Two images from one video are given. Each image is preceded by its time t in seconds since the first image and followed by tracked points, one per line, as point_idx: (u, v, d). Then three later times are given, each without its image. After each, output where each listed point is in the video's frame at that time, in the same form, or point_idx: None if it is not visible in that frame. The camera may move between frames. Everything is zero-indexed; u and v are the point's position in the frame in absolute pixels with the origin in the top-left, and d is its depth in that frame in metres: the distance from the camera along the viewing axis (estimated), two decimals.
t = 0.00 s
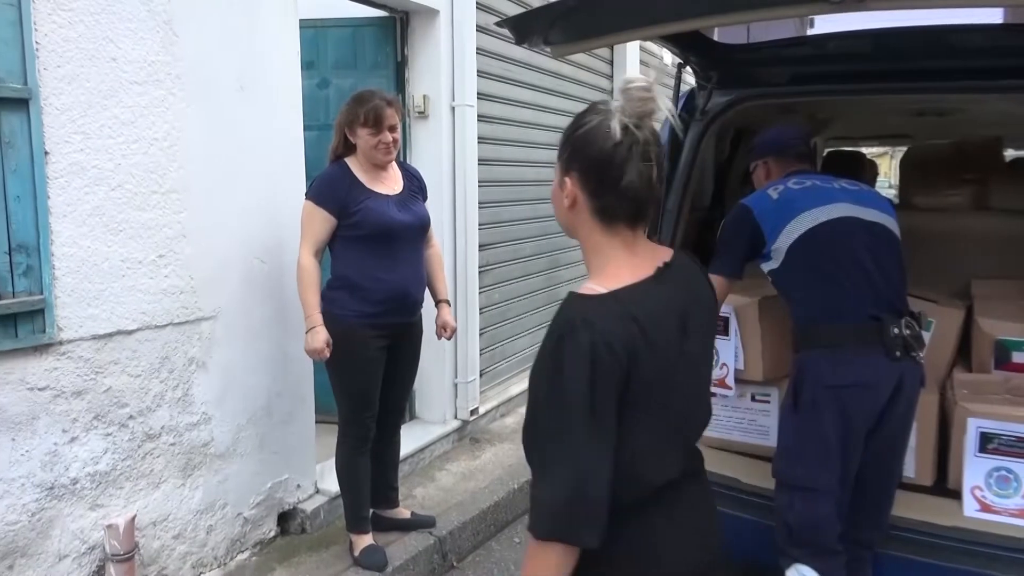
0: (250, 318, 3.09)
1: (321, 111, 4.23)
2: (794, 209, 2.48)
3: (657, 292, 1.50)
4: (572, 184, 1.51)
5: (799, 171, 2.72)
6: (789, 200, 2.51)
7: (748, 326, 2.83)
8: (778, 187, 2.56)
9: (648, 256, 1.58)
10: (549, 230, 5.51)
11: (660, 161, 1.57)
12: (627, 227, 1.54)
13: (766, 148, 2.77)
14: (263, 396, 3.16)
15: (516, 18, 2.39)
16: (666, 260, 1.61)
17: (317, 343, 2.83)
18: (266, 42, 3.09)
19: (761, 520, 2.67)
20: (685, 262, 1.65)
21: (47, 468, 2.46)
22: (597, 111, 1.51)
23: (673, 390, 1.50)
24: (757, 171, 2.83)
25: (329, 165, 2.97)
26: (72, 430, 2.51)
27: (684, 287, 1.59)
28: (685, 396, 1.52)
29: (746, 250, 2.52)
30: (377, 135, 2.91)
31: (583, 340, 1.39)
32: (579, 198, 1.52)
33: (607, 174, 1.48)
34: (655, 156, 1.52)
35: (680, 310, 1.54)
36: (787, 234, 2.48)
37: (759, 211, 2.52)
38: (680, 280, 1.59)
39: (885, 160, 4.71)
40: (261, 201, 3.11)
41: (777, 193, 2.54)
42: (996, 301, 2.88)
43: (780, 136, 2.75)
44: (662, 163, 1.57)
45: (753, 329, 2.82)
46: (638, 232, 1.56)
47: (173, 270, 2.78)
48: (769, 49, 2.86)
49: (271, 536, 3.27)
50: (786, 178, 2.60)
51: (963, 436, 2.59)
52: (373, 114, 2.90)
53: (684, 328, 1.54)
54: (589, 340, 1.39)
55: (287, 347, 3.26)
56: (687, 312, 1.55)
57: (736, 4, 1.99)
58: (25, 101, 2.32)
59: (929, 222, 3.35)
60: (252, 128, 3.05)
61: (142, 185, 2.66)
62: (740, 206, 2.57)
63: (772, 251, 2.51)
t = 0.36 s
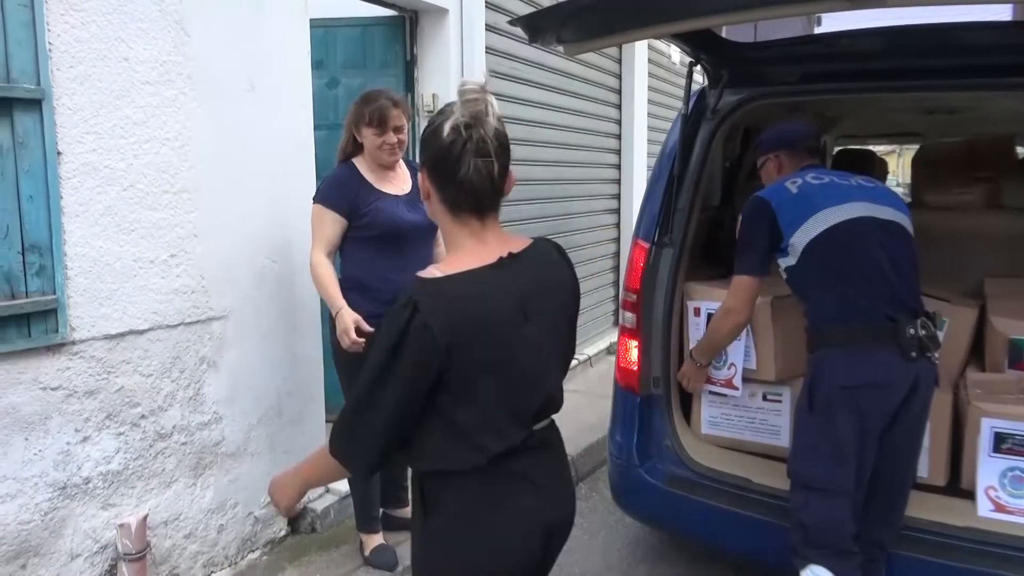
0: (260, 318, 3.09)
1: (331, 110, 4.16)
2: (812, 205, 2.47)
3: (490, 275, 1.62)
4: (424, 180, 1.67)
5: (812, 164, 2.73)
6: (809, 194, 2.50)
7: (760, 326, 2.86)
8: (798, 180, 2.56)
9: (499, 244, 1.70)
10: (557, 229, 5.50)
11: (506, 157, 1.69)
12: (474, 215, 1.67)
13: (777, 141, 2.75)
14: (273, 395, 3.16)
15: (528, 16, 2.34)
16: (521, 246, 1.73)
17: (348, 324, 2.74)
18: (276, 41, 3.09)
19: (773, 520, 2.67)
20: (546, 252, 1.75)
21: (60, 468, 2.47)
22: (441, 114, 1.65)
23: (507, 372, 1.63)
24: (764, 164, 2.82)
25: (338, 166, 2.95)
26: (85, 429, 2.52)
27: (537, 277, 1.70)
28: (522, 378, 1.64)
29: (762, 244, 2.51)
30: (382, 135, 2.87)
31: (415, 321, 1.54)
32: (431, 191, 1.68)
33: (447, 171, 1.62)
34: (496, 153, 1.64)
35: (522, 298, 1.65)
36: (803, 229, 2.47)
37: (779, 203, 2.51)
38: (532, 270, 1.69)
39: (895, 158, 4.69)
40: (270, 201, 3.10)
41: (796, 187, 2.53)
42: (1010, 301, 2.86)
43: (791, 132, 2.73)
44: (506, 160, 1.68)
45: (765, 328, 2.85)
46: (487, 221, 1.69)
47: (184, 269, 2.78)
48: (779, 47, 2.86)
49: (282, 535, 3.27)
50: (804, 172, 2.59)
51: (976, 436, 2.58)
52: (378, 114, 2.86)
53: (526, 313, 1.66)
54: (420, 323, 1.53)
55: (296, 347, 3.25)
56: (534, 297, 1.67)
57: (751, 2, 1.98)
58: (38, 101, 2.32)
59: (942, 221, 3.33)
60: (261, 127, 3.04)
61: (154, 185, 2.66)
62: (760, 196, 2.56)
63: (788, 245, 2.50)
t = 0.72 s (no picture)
0: (263, 314, 3.08)
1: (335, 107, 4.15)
2: (825, 202, 2.47)
3: (376, 254, 1.76)
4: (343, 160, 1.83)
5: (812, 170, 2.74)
6: (822, 192, 2.49)
7: (763, 323, 2.87)
8: (809, 180, 2.56)
9: (401, 228, 1.84)
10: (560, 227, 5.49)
11: (419, 152, 1.83)
12: (381, 198, 1.81)
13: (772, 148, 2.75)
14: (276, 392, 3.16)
15: (535, 11, 2.34)
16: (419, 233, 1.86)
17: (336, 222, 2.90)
18: (281, 37, 3.08)
19: (777, 518, 2.66)
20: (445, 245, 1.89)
21: (64, 464, 2.47)
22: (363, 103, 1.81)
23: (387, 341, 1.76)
24: (760, 173, 2.81)
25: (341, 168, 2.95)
26: (89, 425, 2.52)
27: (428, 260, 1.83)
28: (405, 350, 1.78)
29: (775, 240, 2.51)
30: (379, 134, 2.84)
31: (298, 288, 1.70)
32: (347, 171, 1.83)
33: (361, 153, 1.78)
34: (406, 145, 1.79)
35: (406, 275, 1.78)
36: (817, 225, 2.45)
37: (791, 201, 2.52)
38: (422, 254, 1.83)
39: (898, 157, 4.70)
40: (275, 197, 3.10)
41: (810, 185, 2.53)
42: (1016, 301, 2.85)
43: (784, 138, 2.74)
44: (419, 155, 1.82)
45: (769, 324, 2.86)
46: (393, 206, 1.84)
47: (189, 265, 2.78)
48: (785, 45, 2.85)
49: (285, 532, 3.27)
50: (814, 174, 2.61)
51: (982, 436, 2.57)
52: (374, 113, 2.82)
53: (409, 289, 1.79)
54: (302, 289, 1.69)
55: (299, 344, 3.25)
56: (419, 277, 1.81)
57: None
58: (43, 97, 2.32)
59: (948, 220, 3.31)
60: (267, 123, 3.04)
61: (158, 180, 2.66)
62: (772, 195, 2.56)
63: (800, 243, 2.49)
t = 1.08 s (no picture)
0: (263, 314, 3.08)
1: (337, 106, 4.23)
2: (825, 202, 2.45)
3: (275, 244, 1.97)
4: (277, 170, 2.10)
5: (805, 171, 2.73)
6: (821, 192, 2.48)
7: (763, 319, 2.85)
8: (806, 180, 2.54)
9: (319, 221, 2.03)
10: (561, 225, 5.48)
11: (336, 156, 2.03)
12: (300, 194, 2.03)
13: (769, 148, 2.74)
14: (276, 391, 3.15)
15: (535, 10, 2.31)
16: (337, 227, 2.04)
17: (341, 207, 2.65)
18: (280, 36, 3.07)
19: (778, 517, 2.66)
20: (367, 238, 2.02)
21: (64, 463, 2.47)
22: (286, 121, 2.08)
23: (280, 318, 1.98)
24: (755, 173, 2.79)
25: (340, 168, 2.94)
26: (89, 425, 2.52)
27: (329, 250, 1.98)
28: (296, 326, 1.98)
29: (774, 241, 2.49)
30: (377, 138, 2.86)
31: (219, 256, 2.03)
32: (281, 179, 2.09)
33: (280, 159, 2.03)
34: (321, 149, 2.00)
35: (302, 263, 1.96)
36: (816, 227, 2.43)
37: (789, 202, 2.50)
38: (323, 246, 1.98)
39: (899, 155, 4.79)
40: (274, 196, 3.09)
41: (807, 186, 2.52)
42: (1017, 299, 2.85)
43: (783, 138, 2.74)
44: (336, 158, 2.03)
45: (769, 321, 2.85)
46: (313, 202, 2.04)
47: (189, 265, 2.77)
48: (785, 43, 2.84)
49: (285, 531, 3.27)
50: (811, 174, 2.59)
51: (983, 435, 2.57)
52: (374, 117, 2.84)
53: (303, 276, 1.96)
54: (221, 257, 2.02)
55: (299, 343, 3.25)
56: (315, 265, 1.96)
57: None
58: (43, 96, 2.32)
59: (951, 218, 3.30)
60: (267, 122, 3.04)
61: (158, 180, 2.66)
62: (770, 196, 2.54)
63: (799, 245, 2.46)
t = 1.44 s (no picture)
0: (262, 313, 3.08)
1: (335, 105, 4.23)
2: (824, 200, 2.44)
3: (235, 230, 2.15)
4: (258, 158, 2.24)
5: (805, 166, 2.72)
6: (821, 189, 2.47)
7: (740, 318, 2.87)
8: (807, 175, 2.53)
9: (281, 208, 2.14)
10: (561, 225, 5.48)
11: (299, 147, 2.13)
12: (267, 183, 2.15)
13: (769, 145, 2.74)
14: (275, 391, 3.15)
15: (534, 8, 2.31)
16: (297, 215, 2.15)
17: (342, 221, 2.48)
18: (279, 35, 3.07)
19: (775, 516, 2.66)
20: (308, 231, 2.08)
21: (64, 463, 2.47)
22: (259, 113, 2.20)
23: (241, 297, 2.16)
24: (759, 166, 2.79)
25: (334, 172, 2.95)
26: (89, 425, 2.52)
27: (272, 234, 2.09)
28: (250, 305, 2.14)
29: (774, 239, 2.48)
30: (360, 138, 2.82)
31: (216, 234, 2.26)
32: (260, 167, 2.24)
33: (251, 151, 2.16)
34: (282, 141, 2.10)
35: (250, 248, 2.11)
36: (813, 225, 2.43)
37: (789, 199, 2.49)
38: (268, 232, 2.10)
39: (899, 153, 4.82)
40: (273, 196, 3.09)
41: (807, 182, 2.51)
42: (1018, 298, 2.84)
43: (784, 133, 2.74)
44: (298, 150, 2.13)
45: (747, 320, 2.87)
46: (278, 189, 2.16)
47: (188, 265, 2.78)
48: (784, 42, 2.83)
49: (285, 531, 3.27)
50: (811, 169, 2.58)
51: (983, 433, 2.56)
52: (353, 116, 2.82)
53: (252, 259, 2.11)
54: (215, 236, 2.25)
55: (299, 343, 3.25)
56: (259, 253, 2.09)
57: None
58: (42, 97, 2.32)
59: (951, 217, 3.29)
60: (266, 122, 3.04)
61: (158, 180, 2.66)
62: (769, 193, 2.54)
63: (797, 244, 2.46)
